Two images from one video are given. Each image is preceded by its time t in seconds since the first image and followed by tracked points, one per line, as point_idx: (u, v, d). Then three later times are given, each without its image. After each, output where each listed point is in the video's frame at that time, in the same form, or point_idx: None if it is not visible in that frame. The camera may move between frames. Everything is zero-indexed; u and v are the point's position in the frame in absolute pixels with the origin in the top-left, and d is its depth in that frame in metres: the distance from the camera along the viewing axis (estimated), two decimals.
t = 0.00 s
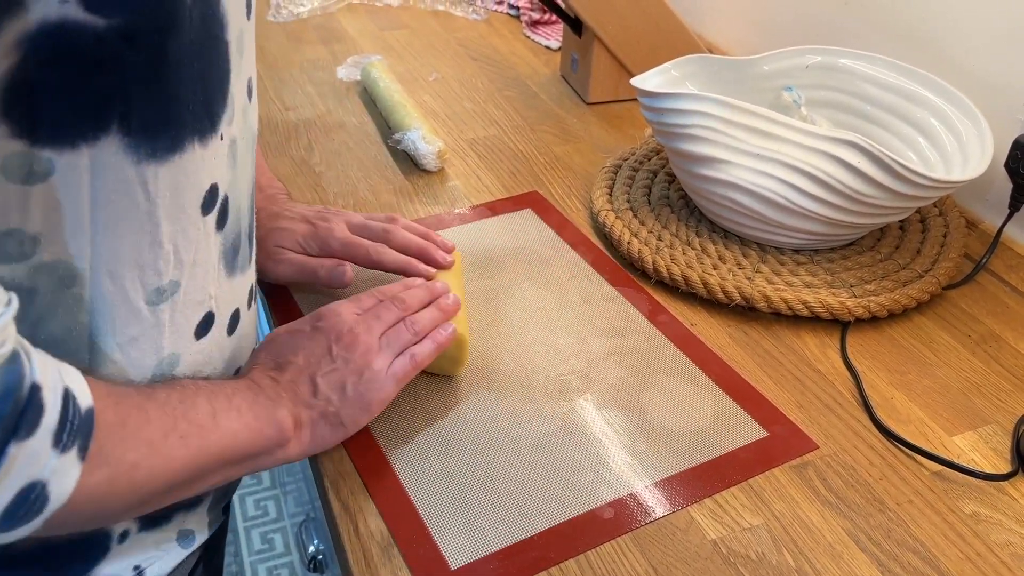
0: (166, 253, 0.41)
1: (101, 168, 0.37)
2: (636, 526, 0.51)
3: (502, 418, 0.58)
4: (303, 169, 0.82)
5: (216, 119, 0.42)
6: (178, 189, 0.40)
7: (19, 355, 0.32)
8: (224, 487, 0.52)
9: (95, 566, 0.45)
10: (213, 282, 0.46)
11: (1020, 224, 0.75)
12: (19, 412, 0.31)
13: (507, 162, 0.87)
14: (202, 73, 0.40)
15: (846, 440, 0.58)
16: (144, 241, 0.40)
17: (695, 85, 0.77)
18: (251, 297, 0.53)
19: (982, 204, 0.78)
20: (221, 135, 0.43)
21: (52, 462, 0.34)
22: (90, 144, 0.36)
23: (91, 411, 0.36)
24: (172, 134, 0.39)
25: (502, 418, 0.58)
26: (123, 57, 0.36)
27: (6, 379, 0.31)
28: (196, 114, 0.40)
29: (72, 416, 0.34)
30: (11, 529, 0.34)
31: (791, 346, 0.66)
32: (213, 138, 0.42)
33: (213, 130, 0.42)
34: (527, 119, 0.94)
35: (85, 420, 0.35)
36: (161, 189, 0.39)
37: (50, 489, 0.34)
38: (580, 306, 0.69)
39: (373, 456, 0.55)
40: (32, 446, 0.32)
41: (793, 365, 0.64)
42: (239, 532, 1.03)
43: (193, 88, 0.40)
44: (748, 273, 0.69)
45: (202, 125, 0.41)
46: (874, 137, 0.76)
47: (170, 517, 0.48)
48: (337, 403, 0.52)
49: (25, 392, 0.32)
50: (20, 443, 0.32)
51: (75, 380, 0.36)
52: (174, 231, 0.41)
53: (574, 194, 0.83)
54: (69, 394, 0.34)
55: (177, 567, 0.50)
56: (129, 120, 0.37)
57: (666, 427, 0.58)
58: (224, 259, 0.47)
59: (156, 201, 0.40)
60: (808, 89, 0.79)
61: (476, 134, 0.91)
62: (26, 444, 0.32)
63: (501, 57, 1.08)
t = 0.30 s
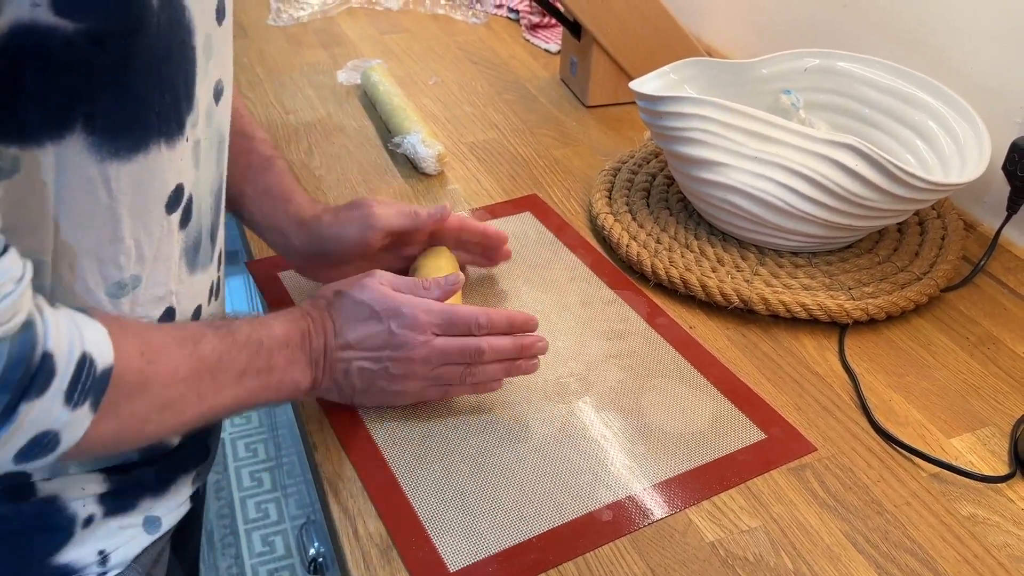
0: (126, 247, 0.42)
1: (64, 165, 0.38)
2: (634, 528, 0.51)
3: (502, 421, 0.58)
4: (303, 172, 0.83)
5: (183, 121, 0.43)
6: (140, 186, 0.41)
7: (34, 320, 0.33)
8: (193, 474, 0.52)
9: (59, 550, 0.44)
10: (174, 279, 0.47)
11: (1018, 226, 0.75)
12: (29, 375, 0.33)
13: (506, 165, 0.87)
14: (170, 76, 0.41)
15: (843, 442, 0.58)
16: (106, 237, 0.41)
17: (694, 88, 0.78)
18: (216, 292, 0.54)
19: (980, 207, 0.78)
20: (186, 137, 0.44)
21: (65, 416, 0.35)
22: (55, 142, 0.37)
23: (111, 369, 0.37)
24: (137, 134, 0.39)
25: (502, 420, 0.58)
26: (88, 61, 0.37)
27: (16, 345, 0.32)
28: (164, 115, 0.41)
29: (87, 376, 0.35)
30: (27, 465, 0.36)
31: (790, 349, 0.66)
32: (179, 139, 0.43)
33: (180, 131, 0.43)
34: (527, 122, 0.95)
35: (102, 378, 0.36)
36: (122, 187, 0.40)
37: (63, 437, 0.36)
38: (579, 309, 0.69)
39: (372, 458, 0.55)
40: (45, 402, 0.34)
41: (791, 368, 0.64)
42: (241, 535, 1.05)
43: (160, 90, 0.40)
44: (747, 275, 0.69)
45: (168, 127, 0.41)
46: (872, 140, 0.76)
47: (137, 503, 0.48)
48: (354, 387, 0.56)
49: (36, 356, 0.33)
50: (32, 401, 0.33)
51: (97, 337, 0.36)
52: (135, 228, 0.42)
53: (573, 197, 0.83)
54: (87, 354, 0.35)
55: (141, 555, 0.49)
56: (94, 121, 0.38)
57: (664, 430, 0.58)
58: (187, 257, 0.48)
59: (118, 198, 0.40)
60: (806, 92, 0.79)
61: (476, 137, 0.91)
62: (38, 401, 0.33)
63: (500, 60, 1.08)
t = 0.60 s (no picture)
0: (116, 239, 0.42)
1: (51, 157, 0.38)
2: (637, 530, 0.52)
3: (505, 424, 0.59)
4: (306, 176, 0.83)
5: (169, 117, 0.44)
6: (130, 180, 0.41)
7: (43, 284, 0.34)
8: (183, 467, 0.52)
9: (53, 540, 0.45)
10: (166, 267, 0.47)
11: (1018, 229, 0.76)
12: (38, 335, 0.34)
13: (508, 168, 0.87)
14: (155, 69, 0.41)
15: (843, 444, 0.59)
16: (94, 228, 0.41)
17: (694, 92, 0.78)
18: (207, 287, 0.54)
19: (980, 210, 0.79)
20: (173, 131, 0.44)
21: (72, 375, 0.36)
22: (43, 133, 0.38)
23: (117, 332, 0.38)
24: (125, 128, 0.40)
25: (505, 423, 0.59)
26: (74, 53, 0.37)
27: (26, 307, 0.33)
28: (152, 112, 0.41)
29: (94, 339, 0.36)
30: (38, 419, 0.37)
31: (791, 352, 0.67)
32: (165, 132, 0.43)
33: (165, 126, 0.43)
34: (528, 126, 0.95)
35: (109, 341, 0.37)
36: (110, 178, 0.40)
37: (71, 395, 0.37)
38: (581, 312, 0.69)
39: (376, 461, 0.56)
40: (52, 362, 0.35)
41: (791, 370, 0.65)
42: (243, 537, 1.03)
43: (146, 87, 0.41)
44: (748, 278, 0.70)
45: (155, 122, 0.42)
46: (872, 143, 0.77)
47: (130, 493, 0.48)
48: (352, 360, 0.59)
49: (46, 318, 0.34)
50: (40, 361, 0.35)
51: (105, 304, 0.37)
52: (125, 218, 0.42)
53: (574, 200, 0.84)
54: (93, 319, 0.36)
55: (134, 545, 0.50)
56: (81, 113, 0.38)
57: (667, 432, 0.59)
58: (175, 251, 0.48)
59: (107, 190, 0.41)
60: (806, 96, 0.80)
61: (478, 141, 0.92)
62: (46, 361, 0.35)
63: (502, 64, 1.09)
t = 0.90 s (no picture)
0: (119, 247, 0.42)
1: (54, 172, 0.38)
2: (634, 538, 0.52)
3: (502, 432, 0.59)
4: (306, 184, 0.83)
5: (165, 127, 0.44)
6: (131, 193, 0.41)
7: (27, 321, 0.33)
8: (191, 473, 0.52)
9: (64, 546, 0.45)
10: (174, 279, 0.47)
11: (1014, 236, 0.76)
12: (25, 373, 0.33)
13: (507, 176, 0.88)
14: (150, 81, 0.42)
15: (839, 451, 0.59)
16: (98, 238, 0.41)
17: (692, 100, 0.78)
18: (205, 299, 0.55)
19: (976, 217, 0.79)
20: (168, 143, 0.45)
21: (54, 419, 0.35)
22: (45, 149, 0.37)
23: (93, 374, 0.37)
24: (126, 141, 0.40)
25: (502, 431, 0.59)
26: (71, 68, 0.37)
27: (11, 343, 0.32)
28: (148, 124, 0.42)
29: (73, 378, 0.35)
30: (15, 475, 0.35)
31: (787, 359, 0.67)
32: (162, 145, 0.44)
33: (162, 138, 0.44)
34: (526, 133, 0.96)
35: (86, 382, 0.36)
36: (111, 192, 0.41)
37: (53, 443, 0.35)
38: (579, 319, 0.70)
39: (374, 470, 0.56)
40: (36, 402, 0.34)
41: (788, 378, 0.65)
42: (243, 542, 1.06)
43: (142, 99, 0.41)
44: (745, 285, 0.70)
45: (152, 134, 0.42)
46: (869, 151, 0.77)
47: (139, 500, 0.48)
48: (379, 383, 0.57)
49: (32, 354, 0.33)
50: (25, 400, 0.33)
51: (79, 344, 0.36)
52: (127, 227, 0.42)
53: (572, 207, 0.84)
54: (73, 357, 0.35)
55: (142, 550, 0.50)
56: (81, 127, 0.38)
57: (664, 440, 0.59)
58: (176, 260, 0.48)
59: (109, 202, 0.41)
60: (803, 103, 0.80)
61: (476, 148, 0.92)
62: (31, 400, 0.33)
63: (500, 71, 1.09)
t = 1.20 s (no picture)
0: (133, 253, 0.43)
1: (76, 177, 0.39)
2: (637, 538, 0.52)
3: (503, 432, 0.59)
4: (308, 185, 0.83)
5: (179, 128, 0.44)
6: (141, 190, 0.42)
7: (80, 318, 0.35)
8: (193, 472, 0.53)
9: (73, 548, 0.45)
10: (172, 279, 0.48)
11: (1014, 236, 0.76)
12: (83, 368, 0.34)
13: (508, 176, 0.88)
14: (164, 85, 0.42)
15: (840, 450, 0.59)
16: (109, 246, 0.42)
17: (693, 101, 0.79)
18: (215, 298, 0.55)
19: (977, 217, 0.79)
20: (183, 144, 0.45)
21: (118, 414, 0.36)
22: (69, 154, 0.38)
23: (154, 369, 0.38)
24: (139, 141, 0.41)
25: (503, 431, 0.59)
26: (95, 72, 0.37)
27: (67, 338, 0.34)
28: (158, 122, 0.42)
29: (135, 373, 0.37)
30: (86, 472, 0.36)
31: (789, 359, 0.67)
32: (175, 146, 0.44)
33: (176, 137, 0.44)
34: (527, 134, 0.96)
35: (148, 376, 0.38)
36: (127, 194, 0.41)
37: (117, 440, 0.37)
38: (580, 320, 0.70)
39: (376, 470, 0.56)
40: (98, 398, 0.35)
41: (790, 378, 0.65)
42: (245, 543, 1.07)
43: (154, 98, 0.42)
44: (746, 286, 0.70)
45: (162, 132, 0.43)
46: (870, 151, 0.77)
47: (145, 501, 0.48)
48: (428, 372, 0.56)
49: (89, 349, 0.34)
50: (86, 395, 0.34)
51: (141, 341, 0.38)
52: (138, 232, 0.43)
53: (573, 208, 0.84)
54: (134, 353, 0.37)
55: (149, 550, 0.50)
56: (103, 130, 0.38)
57: (666, 440, 0.59)
58: (185, 262, 0.49)
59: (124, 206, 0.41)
60: (804, 104, 0.80)
61: (478, 149, 0.92)
62: (92, 396, 0.35)
63: (501, 72, 1.09)
